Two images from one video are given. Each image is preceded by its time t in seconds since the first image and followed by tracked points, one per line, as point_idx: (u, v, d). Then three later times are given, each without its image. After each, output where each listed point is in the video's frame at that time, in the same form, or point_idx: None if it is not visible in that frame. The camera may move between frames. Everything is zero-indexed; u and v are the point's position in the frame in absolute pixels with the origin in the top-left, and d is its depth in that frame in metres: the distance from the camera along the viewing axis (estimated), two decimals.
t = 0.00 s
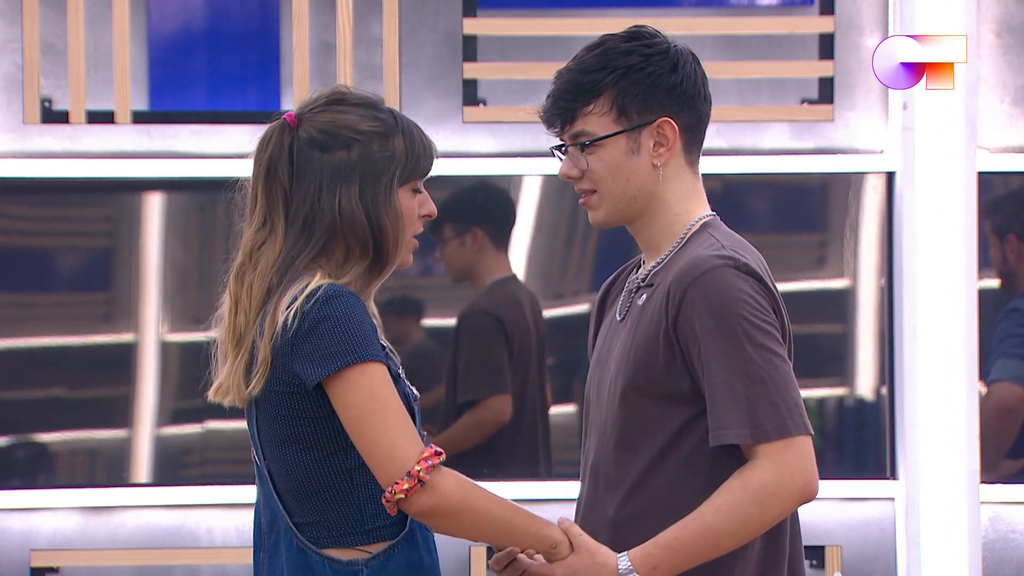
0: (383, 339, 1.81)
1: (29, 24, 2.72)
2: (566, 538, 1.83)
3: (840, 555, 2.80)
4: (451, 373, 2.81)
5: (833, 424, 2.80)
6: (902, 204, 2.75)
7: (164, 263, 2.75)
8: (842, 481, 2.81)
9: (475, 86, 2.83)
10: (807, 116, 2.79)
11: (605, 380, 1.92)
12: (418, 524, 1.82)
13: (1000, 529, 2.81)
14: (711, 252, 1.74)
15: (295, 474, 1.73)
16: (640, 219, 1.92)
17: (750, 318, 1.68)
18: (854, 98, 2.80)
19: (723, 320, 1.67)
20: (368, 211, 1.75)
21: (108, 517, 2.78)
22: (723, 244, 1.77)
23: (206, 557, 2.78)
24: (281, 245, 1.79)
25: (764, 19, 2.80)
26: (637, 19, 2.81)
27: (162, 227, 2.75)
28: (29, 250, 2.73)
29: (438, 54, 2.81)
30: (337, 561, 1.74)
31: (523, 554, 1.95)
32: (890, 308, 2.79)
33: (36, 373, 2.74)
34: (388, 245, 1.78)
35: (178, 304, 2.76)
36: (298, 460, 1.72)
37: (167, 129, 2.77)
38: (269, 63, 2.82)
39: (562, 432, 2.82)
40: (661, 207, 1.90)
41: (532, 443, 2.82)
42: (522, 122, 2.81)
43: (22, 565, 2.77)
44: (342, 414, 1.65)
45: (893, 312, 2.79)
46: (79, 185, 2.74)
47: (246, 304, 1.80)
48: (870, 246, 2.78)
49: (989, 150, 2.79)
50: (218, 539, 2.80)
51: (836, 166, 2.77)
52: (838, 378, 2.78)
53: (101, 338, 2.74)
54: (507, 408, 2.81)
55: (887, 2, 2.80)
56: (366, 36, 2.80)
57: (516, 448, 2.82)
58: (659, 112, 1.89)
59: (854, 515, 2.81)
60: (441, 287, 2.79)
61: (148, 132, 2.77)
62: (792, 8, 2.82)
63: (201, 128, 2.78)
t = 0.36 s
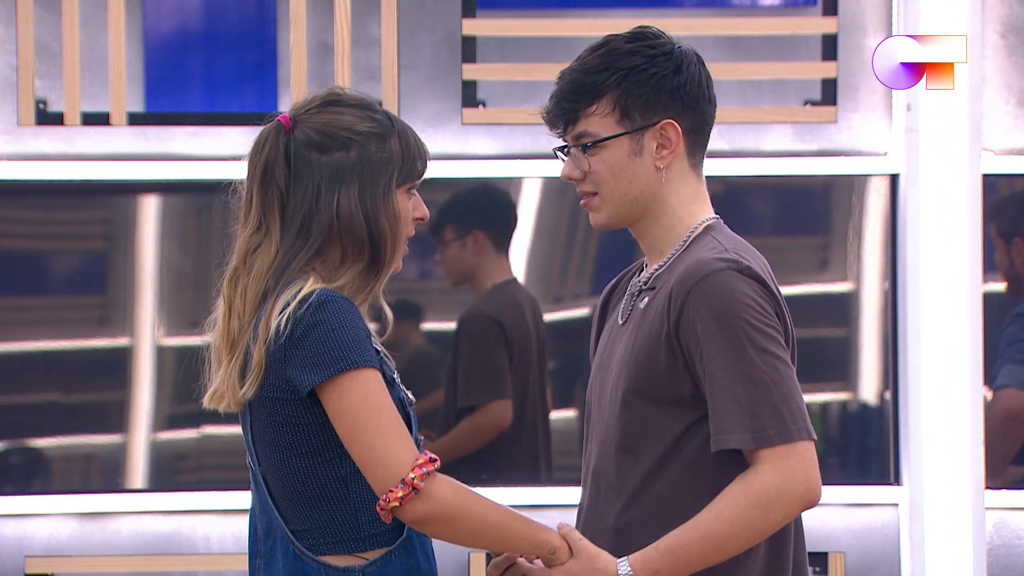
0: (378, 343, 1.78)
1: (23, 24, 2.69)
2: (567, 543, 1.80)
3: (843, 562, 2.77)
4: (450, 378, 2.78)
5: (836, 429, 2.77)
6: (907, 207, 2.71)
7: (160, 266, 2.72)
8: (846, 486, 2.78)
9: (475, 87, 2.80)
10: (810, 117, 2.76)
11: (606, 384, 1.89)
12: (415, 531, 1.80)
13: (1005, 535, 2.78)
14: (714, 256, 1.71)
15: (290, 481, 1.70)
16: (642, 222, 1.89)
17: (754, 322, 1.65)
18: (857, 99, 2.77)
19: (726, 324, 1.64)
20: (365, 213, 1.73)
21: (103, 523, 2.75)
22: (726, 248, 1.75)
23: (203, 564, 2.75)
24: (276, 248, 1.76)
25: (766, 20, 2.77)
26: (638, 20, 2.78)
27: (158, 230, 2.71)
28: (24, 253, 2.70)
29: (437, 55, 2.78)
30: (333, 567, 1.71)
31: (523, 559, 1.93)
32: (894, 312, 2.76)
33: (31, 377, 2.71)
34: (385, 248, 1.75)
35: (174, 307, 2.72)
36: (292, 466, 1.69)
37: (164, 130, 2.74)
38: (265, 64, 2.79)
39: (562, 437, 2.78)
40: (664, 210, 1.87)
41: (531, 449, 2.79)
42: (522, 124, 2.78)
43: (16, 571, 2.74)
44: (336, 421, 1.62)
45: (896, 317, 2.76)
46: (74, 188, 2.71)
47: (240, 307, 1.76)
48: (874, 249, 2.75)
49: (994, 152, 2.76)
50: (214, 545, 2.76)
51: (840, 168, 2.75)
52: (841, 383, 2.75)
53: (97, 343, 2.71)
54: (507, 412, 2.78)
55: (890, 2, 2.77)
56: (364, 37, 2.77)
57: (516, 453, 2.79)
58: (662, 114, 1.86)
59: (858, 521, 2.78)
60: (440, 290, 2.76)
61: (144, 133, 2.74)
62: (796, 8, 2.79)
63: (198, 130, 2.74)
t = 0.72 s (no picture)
0: (377, 349, 1.74)
1: (17, 25, 2.66)
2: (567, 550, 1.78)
3: (847, 568, 2.74)
4: (450, 382, 2.75)
5: (840, 434, 2.74)
6: (911, 208, 2.68)
7: (156, 269, 2.69)
8: (849, 492, 2.75)
9: (474, 88, 2.77)
10: (813, 119, 2.73)
11: (606, 390, 1.86)
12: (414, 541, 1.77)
13: (1010, 541, 2.75)
14: (715, 258, 1.68)
15: (287, 490, 1.67)
16: (644, 224, 1.86)
17: (756, 325, 1.62)
18: (861, 100, 2.74)
19: (728, 327, 1.61)
20: (364, 216, 1.69)
21: (98, 529, 2.72)
22: (728, 249, 1.71)
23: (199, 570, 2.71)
24: (274, 250, 1.73)
25: (769, 20, 2.74)
26: (639, 20, 2.75)
27: (154, 232, 2.68)
28: (18, 256, 2.67)
29: (436, 56, 2.75)
30: None
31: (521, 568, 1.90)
32: (898, 316, 2.73)
33: (25, 382, 2.68)
34: (383, 252, 1.72)
35: (170, 311, 2.69)
36: (289, 476, 1.66)
37: (160, 132, 2.71)
38: (262, 65, 2.76)
39: (563, 442, 2.75)
40: (666, 213, 1.84)
41: (531, 454, 2.76)
42: (522, 125, 2.75)
43: None
44: (332, 431, 1.58)
45: (901, 320, 2.73)
46: (68, 190, 2.68)
47: (236, 310, 1.73)
48: (878, 252, 2.72)
49: (1000, 154, 2.72)
50: (210, 551, 2.73)
51: (843, 170, 2.71)
52: (845, 388, 2.72)
53: (92, 346, 2.68)
54: (506, 417, 2.75)
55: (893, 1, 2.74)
56: (363, 37, 2.74)
57: (516, 458, 2.76)
58: (664, 115, 1.83)
59: (862, 527, 2.75)
60: (439, 293, 2.73)
61: (140, 135, 2.71)
62: (798, 8, 2.76)
63: (194, 132, 2.71)
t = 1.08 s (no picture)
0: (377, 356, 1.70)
1: (11, 25, 2.63)
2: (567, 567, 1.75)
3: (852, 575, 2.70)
4: (447, 387, 2.71)
5: (844, 439, 2.70)
6: (916, 210, 2.65)
7: (151, 273, 2.65)
8: (854, 498, 2.71)
9: (473, 89, 2.73)
10: (818, 120, 2.69)
11: (605, 394, 1.82)
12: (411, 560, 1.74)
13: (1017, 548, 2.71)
14: (714, 261, 1.65)
15: (285, 499, 1.64)
16: (643, 227, 1.82)
17: (756, 328, 1.58)
18: (865, 101, 2.71)
19: (727, 330, 1.57)
20: (369, 223, 1.66)
21: (92, 535, 2.68)
22: (727, 252, 1.68)
23: None
24: (276, 253, 1.69)
25: (772, 20, 2.71)
26: (641, 20, 2.72)
27: (149, 235, 2.65)
28: (11, 259, 2.63)
29: (435, 56, 2.72)
30: None
31: None
32: (903, 319, 2.69)
33: (19, 386, 2.64)
34: (386, 262, 1.68)
35: (165, 314, 2.66)
36: (286, 486, 1.62)
37: (155, 133, 2.67)
38: (259, 65, 2.72)
39: (563, 447, 2.72)
40: (667, 216, 1.80)
41: (531, 459, 2.72)
42: (522, 126, 2.71)
43: None
44: (327, 443, 1.55)
45: (906, 323, 2.69)
46: (62, 192, 2.64)
47: (237, 311, 1.70)
48: (883, 254, 2.69)
49: (1006, 155, 2.69)
50: (206, 558, 2.69)
51: (847, 172, 2.68)
52: (849, 392, 2.69)
53: (86, 350, 2.64)
54: (506, 422, 2.72)
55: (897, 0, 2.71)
56: (361, 37, 2.71)
57: (516, 464, 2.72)
58: (664, 115, 1.80)
59: (867, 533, 2.71)
60: (438, 297, 2.69)
61: (135, 136, 2.67)
62: (802, 8, 2.73)
63: (190, 133, 2.67)
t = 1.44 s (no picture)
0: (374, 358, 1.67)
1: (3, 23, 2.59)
2: None
3: None
4: (443, 390, 2.67)
5: (849, 443, 2.66)
6: (922, 211, 2.61)
7: (145, 274, 2.61)
8: (858, 502, 2.67)
9: (472, 87, 2.70)
10: (821, 118, 2.66)
11: (599, 396, 1.78)
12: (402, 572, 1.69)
13: None
14: (707, 261, 1.61)
15: (284, 506, 1.60)
16: (640, 228, 1.78)
17: (750, 329, 1.54)
18: (869, 99, 2.67)
19: (720, 331, 1.54)
20: (366, 222, 1.62)
21: (86, 540, 2.64)
22: (722, 252, 1.64)
23: None
24: (272, 253, 1.64)
25: (775, 17, 2.67)
26: (642, 17, 2.69)
27: (143, 236, 2.61)
28: (3, 260, 2.60)
29: (433, 54, 2.68)
30: None
31: None
32: (908, 320, 2.65)
33: (11, 389, 2.60)
34: (385, 261, 1.65)
35: (159, 316, 2.62)
36: (285, 492, 1.58)
37: (150, 132, 2.63)
38: (254, 63, 2.69)
39: (563, 451, 2.68)
40: (664, 216, 1.76)
41: (530, 463, 2.68)
42: (521, 125, 2.68)
43: None
44: (323, 449, 1.51)
45: (911, 325, 2.66)
46: (55, 192, 2.60)
47: (234, 314, 1.66)
48: (888, 255, 2.65)
49: (1013, 155, 2.65)
50: (201, 564, 2.65)
51: (851, 171, 2.64)
52: (854, 395, 2.64)
53: (78, 353, 2.60)
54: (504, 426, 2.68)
55: None
56: (358, 35, 2.67)
57: (516, 467, 2.68)
58: (660, 114, 1.76)
59: (872, 538, 2.67)
60: (435, 299, 2.65)
61: (128, 135, 2.62)
62: (805, 5, 2.69)
63: (184, 132, 2.63)
